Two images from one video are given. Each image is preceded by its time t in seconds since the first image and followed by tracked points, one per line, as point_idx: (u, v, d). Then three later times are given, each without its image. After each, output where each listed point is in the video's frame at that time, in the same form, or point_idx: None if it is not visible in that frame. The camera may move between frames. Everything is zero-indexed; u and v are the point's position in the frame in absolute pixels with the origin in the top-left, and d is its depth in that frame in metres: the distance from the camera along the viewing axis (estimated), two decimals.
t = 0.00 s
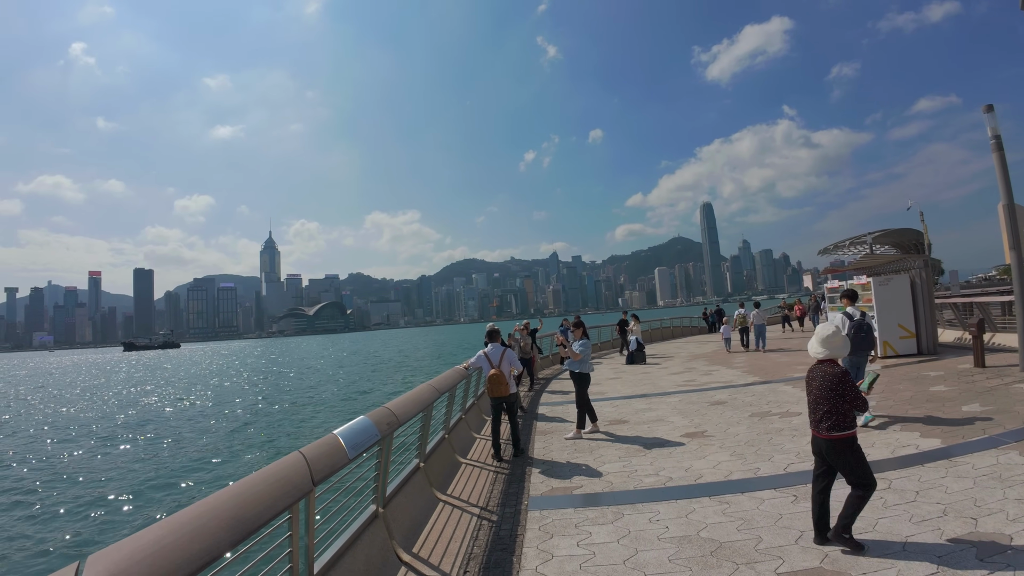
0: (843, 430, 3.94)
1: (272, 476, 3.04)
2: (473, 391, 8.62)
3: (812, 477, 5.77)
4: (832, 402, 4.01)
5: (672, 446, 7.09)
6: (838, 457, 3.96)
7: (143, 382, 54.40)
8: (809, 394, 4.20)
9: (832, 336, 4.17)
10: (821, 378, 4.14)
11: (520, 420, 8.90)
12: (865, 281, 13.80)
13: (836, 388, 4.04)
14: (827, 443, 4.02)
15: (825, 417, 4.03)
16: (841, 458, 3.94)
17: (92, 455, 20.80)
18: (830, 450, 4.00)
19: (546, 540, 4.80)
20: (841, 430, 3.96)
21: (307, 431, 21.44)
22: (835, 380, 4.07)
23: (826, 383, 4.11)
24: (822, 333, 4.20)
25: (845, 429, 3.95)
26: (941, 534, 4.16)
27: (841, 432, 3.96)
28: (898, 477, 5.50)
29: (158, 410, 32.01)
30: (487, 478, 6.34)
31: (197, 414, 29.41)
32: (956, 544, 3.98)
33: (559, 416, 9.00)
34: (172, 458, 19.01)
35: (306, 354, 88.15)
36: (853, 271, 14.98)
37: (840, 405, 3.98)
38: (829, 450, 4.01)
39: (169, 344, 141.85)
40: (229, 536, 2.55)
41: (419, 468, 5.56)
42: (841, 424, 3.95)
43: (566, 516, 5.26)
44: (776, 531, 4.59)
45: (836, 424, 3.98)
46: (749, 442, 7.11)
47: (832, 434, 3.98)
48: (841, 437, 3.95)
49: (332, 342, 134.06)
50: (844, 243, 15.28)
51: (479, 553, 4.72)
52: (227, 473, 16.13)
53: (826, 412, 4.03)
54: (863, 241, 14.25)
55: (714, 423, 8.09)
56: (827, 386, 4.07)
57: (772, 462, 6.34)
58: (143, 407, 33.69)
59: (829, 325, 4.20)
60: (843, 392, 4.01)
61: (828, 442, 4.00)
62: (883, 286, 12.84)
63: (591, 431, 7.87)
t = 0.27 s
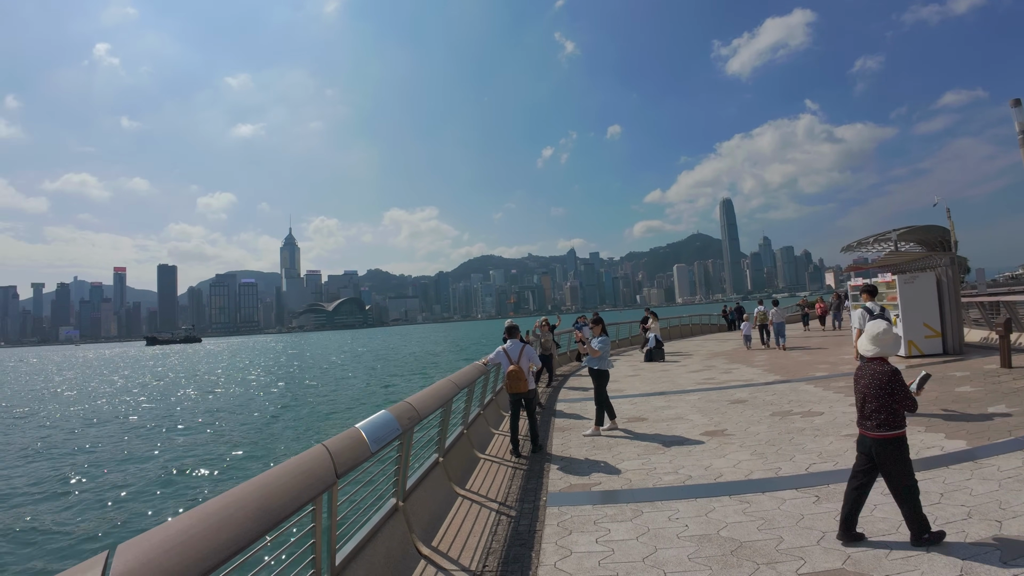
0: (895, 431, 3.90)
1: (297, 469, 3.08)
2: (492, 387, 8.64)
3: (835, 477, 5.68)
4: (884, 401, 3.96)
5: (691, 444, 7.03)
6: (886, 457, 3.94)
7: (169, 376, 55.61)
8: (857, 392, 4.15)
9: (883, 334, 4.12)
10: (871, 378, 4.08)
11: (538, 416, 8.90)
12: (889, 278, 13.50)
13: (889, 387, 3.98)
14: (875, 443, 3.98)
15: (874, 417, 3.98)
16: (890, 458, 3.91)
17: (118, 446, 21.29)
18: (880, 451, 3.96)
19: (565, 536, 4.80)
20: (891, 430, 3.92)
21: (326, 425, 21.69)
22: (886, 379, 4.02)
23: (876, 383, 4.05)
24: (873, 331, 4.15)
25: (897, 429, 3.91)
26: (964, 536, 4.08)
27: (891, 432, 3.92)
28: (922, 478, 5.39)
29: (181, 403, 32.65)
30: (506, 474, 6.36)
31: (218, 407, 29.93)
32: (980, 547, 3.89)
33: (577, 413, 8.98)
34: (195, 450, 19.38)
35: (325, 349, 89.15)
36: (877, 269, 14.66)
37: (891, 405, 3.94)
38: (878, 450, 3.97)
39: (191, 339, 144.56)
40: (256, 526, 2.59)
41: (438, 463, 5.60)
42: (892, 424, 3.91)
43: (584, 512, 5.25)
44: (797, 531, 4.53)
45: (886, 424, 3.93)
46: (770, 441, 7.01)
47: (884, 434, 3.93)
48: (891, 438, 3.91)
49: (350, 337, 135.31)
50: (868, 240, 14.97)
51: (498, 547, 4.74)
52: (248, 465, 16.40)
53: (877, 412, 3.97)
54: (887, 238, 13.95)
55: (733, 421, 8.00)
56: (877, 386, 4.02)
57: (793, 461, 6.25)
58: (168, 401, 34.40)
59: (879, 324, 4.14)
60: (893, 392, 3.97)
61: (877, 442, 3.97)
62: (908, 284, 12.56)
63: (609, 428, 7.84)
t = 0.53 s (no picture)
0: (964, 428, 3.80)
1: (331, 461, 3.14)
2: (517, 383, 8.67)
3: (868, 478, 5.55)
4: (954, 396, 3.87)
5: (718, 443, 6.95)
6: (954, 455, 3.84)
7: (200, 370, 57.11)
8: (925, 388, 4.07)
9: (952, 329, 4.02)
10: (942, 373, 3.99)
11: (563, 412, 8.89)
12: (923, 275, 13.11)
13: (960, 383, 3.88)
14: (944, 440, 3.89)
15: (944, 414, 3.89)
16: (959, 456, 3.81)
17: (151, 436, 21.93)
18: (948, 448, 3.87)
19: (591, 533, 4.79)
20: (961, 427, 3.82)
21: (351, 420, 22.00)
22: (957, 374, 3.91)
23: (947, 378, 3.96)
24: (940, 326, 4.10)
25: (966, 426, 3.81)
26: (1003, 540, 3.95)
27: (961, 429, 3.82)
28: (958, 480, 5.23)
29: (211, 397, 33.48)
30: (531, 469, 6.37)
31: (246, 401, 30.61)
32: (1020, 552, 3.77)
33: (602, 409, 8.95)
34: (223, 441, 19.85)
35: (349, 345, 90.34)
36: (910, 265, 14.25)
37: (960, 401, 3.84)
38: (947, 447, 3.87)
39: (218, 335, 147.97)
40: (293, 515, 2.66)
41: (465, 458, 5.64)
42: (960, 421, 3.82)
43: (610, 509, 5.24)
44: (828, 532, 4.45)
45: (955, 421, 3.84)
46: (800, 441, 6.89)
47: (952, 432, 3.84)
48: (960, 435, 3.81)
49: (373, 334, 136.83)
50: (901, 236, 14.56)
51: (524, 542, 4.75)
52: (275, 456, 16.74)
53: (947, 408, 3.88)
54: (921, 233, 13.55)
55: (761, 420, 7.89)
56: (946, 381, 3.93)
57: (824, 461, 6.14)
58: (199, 394, 35.31)
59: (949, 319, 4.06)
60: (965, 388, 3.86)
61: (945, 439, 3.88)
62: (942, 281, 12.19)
63: (635, 426, 7.79)
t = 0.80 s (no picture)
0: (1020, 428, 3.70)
1: (360, 457, 3.19)
2: (539, 381, 8.69)
3: (897, 480, 5.43)
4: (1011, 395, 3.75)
5: (742, 442, 6.88)
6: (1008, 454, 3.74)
7: (228, 366, 58.39)
8: (979, 385, 3.96)
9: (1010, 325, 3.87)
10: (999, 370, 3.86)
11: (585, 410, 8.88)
12: (954, 272, 12.76)
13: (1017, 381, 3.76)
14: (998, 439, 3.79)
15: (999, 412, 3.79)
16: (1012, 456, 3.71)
17: (181, 429, 22.52)
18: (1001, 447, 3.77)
19: (614, 531, 4.79)
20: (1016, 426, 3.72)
21: (374, 416, 22.27)
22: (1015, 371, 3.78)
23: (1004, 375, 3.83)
24: (997, 323, 3.96)
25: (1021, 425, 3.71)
26: None
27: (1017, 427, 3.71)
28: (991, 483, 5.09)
29: (238, 392, 34.22)
30: (554, 467, 6.38)
31: (272, 397, 31.18)
32: None
33: (624, 408, 8.92)
34: (251, 434, 20.28)
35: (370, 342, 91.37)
36: (941, 262, 13.88)
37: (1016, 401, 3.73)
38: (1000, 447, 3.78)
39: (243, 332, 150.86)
40: (323, 509, 2.72)
41: (488, 455, 5.68)
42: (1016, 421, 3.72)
43: (633, 507, 5.23)
44: (855, 534, 4.38)
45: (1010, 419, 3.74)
46: (827, 441, 6.78)
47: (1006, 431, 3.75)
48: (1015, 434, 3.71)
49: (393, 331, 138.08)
50: (931, 232, 14.19)
51: (547, 539, 4.77)
52: (301, 450, 17.05)
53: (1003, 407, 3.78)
54: (951, 229, 13.19)
55: (787, 420, 7.78)
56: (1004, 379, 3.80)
57: (851, 462, 6.03)
58: (227, 390, 36.13)
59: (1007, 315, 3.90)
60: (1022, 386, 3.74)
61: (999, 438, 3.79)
62: (973, 278, 11.85)
63: (658, 424, 7.75)
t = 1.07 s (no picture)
0: None
1: (382, 453, 3.24)
2: (557, 380, 8.69)
3: (921, 483, 5.33)
4: None
5: (762, 443, 6.82)
6: None
7: (249, 364, 59.34)
8: None
9: None
10: None
11: (603, 409, 8.87)
12: (980, 270, 12.47)
13: None
14: None
15: None
16: None
17: (204, 424, 22.96)
18: None
19: (632, 531, 4.78)
20: None
21: (391, 413, 22.45)
22: None
23: None
24: None
25: None
26: None
27: None
28: (1018, 487, 4.98)
29: (258, 390, 34.74)
30: (572, 466, 6.38)
31: (291, 394, 31.61)
32: None
33: (642, 407, 8.89)
34: (271, 430, 20.59)
35: (386, 341, 92.08)
36: (966, 261, 13.56)
37: None
38: None
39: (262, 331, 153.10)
40: (346, 504, 2.76)
41: (506, 453, 5.70)
42: None
43: (651, 507, 5.21)
44: (877, 536, 4.32)
45: None
46: (848, 443, 6.68)
47: None
48: None
49: (409, 330, 138.93)
50: (955, 230, 13.87)
51: (565, 538, 4.78)
52: (320, 445, 17.27)
53: None
54: (977, 227, 12.88)
55: (808, 421, 7.68)
56: None
57: (874, 464, 5.93)
58: (247, 387, 36.72)
59: None
60: None
61: None
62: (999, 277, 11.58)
63: (676, 424, 7.71)
